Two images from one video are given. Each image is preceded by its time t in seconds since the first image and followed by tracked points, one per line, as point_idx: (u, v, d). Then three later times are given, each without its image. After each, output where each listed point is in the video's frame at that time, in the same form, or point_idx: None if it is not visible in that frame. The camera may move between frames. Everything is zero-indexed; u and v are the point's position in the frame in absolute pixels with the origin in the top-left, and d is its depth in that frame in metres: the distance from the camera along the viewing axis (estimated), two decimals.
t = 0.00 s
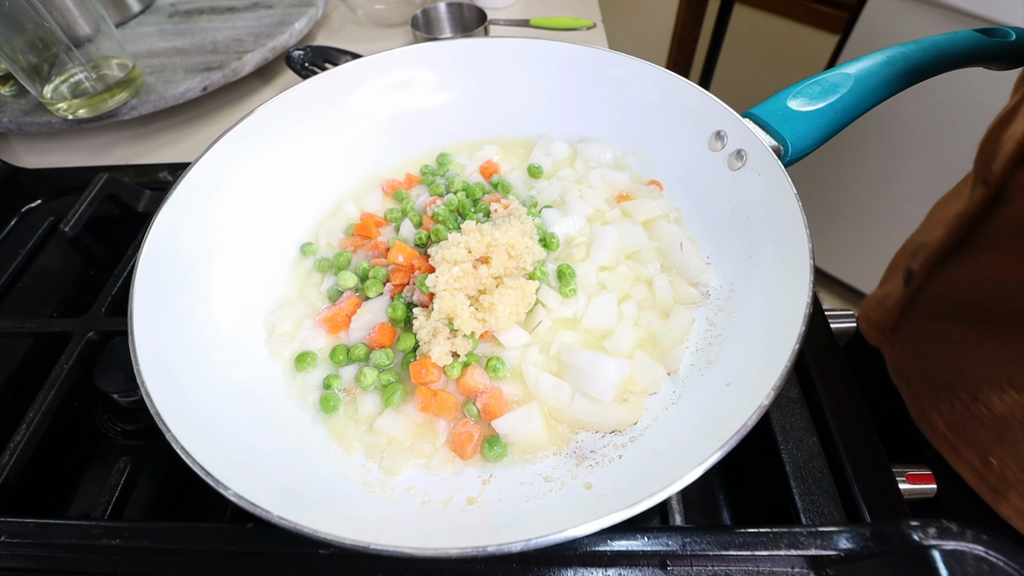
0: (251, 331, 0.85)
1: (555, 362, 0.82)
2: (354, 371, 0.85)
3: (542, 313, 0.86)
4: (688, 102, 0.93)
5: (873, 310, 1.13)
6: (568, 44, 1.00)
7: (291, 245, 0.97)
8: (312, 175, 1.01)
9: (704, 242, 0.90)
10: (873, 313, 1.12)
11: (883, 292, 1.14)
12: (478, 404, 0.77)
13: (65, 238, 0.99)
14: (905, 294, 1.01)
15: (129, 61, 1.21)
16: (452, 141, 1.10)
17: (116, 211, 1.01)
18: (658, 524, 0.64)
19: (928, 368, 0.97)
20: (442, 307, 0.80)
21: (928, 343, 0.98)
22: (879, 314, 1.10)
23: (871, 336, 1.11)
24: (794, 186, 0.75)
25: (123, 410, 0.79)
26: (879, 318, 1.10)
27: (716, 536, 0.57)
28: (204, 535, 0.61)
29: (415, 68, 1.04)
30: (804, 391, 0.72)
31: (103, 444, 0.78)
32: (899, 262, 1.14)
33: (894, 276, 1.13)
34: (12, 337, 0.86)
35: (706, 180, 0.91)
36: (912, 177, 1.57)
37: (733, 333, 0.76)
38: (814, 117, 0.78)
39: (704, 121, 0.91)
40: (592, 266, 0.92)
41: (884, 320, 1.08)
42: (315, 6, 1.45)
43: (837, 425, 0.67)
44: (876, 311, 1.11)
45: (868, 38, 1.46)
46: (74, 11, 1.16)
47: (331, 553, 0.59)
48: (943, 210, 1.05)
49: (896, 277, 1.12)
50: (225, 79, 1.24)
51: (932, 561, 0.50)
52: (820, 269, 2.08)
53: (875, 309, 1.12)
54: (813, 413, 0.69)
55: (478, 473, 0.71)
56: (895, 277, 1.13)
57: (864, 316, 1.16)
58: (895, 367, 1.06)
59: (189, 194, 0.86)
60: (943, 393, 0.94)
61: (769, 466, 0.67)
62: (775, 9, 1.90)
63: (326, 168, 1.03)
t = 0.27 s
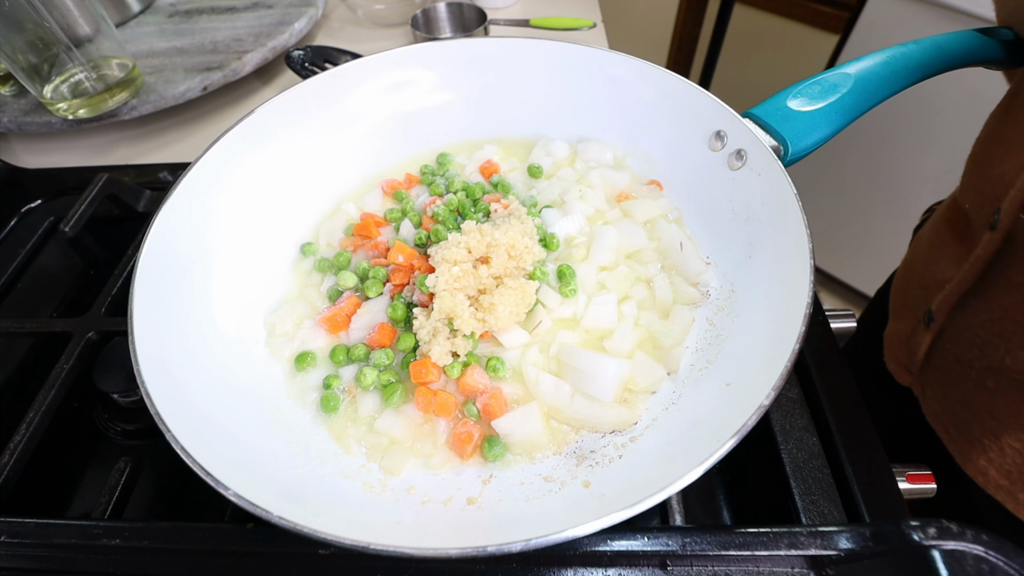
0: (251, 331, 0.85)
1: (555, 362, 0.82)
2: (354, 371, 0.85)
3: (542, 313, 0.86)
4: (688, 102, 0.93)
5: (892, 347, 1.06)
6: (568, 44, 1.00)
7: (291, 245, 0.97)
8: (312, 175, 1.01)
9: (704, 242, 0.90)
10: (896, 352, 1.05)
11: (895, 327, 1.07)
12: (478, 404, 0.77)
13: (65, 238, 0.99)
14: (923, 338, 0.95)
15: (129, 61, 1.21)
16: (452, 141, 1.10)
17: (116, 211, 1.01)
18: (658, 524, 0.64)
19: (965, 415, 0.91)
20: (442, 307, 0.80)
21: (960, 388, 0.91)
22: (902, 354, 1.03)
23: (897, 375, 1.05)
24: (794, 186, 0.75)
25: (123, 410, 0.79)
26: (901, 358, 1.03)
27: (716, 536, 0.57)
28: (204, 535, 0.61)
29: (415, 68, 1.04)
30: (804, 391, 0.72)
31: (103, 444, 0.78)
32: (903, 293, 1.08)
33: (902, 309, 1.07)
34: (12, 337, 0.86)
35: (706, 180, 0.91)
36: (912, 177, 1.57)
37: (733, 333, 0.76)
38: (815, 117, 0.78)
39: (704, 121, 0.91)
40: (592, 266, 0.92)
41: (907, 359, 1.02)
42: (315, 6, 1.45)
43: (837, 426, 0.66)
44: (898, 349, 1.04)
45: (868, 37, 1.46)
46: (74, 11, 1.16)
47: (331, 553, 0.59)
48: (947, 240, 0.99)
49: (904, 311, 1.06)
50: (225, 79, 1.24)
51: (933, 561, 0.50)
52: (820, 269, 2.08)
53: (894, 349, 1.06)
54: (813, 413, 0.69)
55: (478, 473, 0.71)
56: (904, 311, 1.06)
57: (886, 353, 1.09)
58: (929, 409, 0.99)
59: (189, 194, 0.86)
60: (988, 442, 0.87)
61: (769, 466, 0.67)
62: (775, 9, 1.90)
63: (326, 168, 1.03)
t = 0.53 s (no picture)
0: (251, 331, 0.85)
1: (555, 363, 0.82)
2: (354, 371, 0.85)
3: (542, 313, 0.86)
4: (689, 101, 0.93)
5: (885, 354, 1.05)
6: (568, 44, 1.00)
7: (291, 245, 0.97)
8: (312, 175, 1.01)
9: (704, 242, 0.90)
10: (892, 360, 1.03)
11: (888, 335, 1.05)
12: (478, 404, 0.77)
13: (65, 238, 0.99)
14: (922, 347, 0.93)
15: (129, 61, 1.21)
16: (452, 141, 1.10)
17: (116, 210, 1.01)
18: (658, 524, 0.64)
19: (976, 425, 0.90)
20: (442, 307, 0.81)
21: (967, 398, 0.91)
22: (899, 363, 1.02)
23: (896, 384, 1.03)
24: (794, 186, 0.75)
25: (123, 410, 0.79)
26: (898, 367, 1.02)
27: (716, 536, 0.57)
28: (205, 535, 0.61)
29: (415, 68, 1.04)
30: (804, 391, 0.72)
31: (103, 444, 0.78)
32: (893, 299, 1.06)
33: (894, 316, 1.05)
34: (12, 337, 0.86)
35: (707, 180, 0.91)
36: (913, 176, 1.57)
37: (733, 333, 0.76)
38: (815, 117, 0.78)
39: (704, 121, 0.91)
40: (592, 266, 0.91)
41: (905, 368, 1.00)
42: (315, 6, 1.45)
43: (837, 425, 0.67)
44: (895, 358, 1.02)
45: (868, 37, 1.46)
46: (74, 11, 1.16)
47: (331, 553, 0.59)
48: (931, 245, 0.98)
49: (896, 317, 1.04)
50: (225, 79, 1.24)
51: (933, 561, 0.50)
52: (820, 269, 2.09)
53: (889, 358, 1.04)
54: (813, 413, 0.69)
55: (479, 473, 0.71)
56: (895, 317, 1.05)
57: (881, 363, 1.06)
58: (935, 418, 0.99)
59: (189, 193, 0.85)
60: (1001, 452, 0.87)
61: (769, 466, 0.67)
62: (775, 9, 1.90)
63: (326, 168, 1.03)
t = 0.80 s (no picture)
0: (251, 331, 0.85)
1: (555, 363, 0.82)
2: (354, 371, 0.85)
3: (542, 313, 0.86)
4: (688, 101, 0.93)
5: (875, 341, 1.06)
6: (568, 44, 1.00)
7: (291, 245, 0.97)
8: (312, 175, 1.01)
9: (704, 242, 0.90)
10: (880, 347, 1.04)
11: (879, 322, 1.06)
12: (478, 404, 0.77)
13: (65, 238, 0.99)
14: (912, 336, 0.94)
15: (129, 61, 1.21)
16: (452, 141, 1.10)
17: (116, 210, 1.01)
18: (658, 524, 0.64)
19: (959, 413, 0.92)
20: (442, 307, 0.81)
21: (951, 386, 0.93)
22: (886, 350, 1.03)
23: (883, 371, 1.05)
24: (794, 186, 0.75)
25: (123, 410, 0.79)
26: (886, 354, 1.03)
27: (716, 536, 0.57)
28: (204, 535, 0.61)
29: (415, 69, 1.04)
30: (804, 391, 0.72)
31: (104, 444, 0.78)
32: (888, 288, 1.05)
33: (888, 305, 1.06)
34: (12, 337, 0.86)
35: (706, 180, 0.91)
36: (912, 176, 1.57)
37: (733, 333, 0.76)
38: (814, 117, 0.78)
39: (704, 121, 0.91)
40: (592, 266, 0.91)
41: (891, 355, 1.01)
42: (315, 6, 1.45)
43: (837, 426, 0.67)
44: (883, 345, 1.03)
45: (868, 37, 1.46)
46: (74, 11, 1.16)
47: (331, 553, 0.59)
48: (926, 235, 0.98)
49: (889, 307, 1.05)
50: (225, 79, 1.24)
51: (932, 561, 0.50)
52: (820, 269, 2.09)
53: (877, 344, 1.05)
54: (813, 414, 0.69)
55: (478, 473, 0.71)
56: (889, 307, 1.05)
57: (870, 350, 1.07)
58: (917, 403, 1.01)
59: (189, 193, 0.85)
60: (981, 440, 0.90)
61: (769, 466, 0.67)
62: (775, 9, 1.90)
63: (326, 168, 1.03)
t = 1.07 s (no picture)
0: (251, 331, 0.85)
1: (555, 363, 0.82)
2: (354, 371, 0.85)
3: (542, 313, 0.86)
4: (688, 101, 0.93)
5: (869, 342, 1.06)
6: (568, 44, 1.00)
7: (291, 245, 0.97)
8: (312, 176, 1.01)
9: (704, 242, 0.90)
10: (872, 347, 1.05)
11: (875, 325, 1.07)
12: (478, 404, 0.77)
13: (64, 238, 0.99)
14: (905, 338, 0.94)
15: (129, 61, 1.21)
16: (452, 141, 1.10)
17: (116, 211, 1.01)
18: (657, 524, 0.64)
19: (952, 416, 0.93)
20: (442, 307, 0.81)
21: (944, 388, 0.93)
22: (879, 352, 1.04)
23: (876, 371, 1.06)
24: (794, 186, 0.75)
25: (123, 410, 0.79)
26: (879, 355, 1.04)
27: (716, 536, 0.57)
28: (204, 535, 0.61)
29: (415, 69, 1.04)
30: (804, 391, 0.71)
31: (104, 444, 0.78)
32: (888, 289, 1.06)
33: (885, 307, 1.06)
34: (12, 337, 0.86)
35: (707, 180, 0.91)
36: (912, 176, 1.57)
37: (733, 333, 0.76)
38: (814, 117, 0.78)
39: (704, 121, 0.91)
40: (592, 266, 0.91)
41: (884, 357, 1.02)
42: (315, 6, 1.45)
43: (837, 426, 0.67)
44: (876, 345, 1.04)
45: (868, 37, 1.46)
46: (74, 11, 1.16)
47: (331, 553, 0.59)
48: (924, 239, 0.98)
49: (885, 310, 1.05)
50: (225, 79, 1.24)
51: (932, 561, 0.50)
52: (820, 269, 2.09)
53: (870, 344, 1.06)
54: (813, 414, 0.69)
55: (478, 473, 0.71)
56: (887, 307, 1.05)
57: (863, 349, 1.07)
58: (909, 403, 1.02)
59: (188, 194, 0.85)
60: (971, 443, 0.90)
61: (769, 466, 0.67)
62: (775, 9, 1.90)
63: (326, 168, 1.03)
